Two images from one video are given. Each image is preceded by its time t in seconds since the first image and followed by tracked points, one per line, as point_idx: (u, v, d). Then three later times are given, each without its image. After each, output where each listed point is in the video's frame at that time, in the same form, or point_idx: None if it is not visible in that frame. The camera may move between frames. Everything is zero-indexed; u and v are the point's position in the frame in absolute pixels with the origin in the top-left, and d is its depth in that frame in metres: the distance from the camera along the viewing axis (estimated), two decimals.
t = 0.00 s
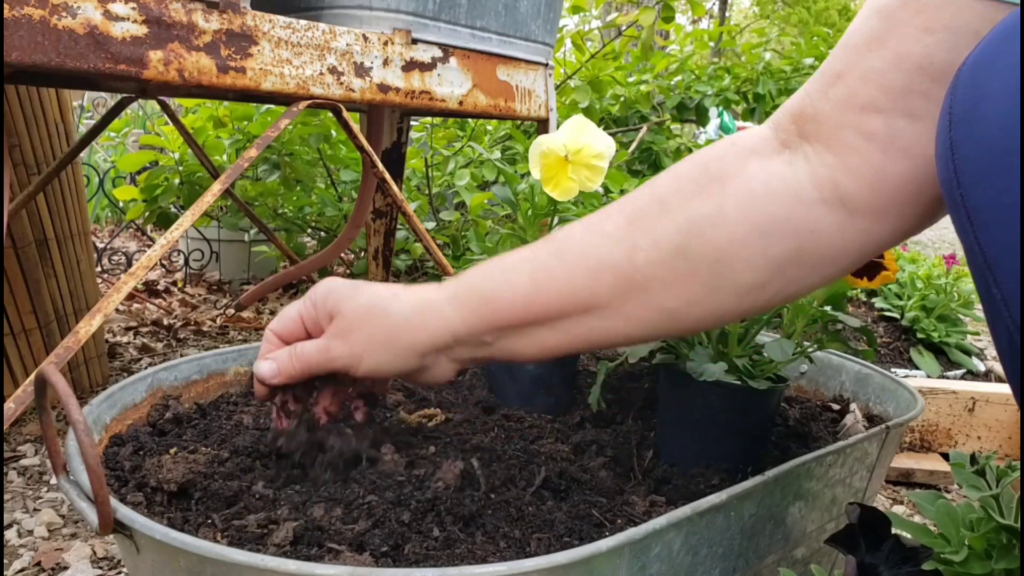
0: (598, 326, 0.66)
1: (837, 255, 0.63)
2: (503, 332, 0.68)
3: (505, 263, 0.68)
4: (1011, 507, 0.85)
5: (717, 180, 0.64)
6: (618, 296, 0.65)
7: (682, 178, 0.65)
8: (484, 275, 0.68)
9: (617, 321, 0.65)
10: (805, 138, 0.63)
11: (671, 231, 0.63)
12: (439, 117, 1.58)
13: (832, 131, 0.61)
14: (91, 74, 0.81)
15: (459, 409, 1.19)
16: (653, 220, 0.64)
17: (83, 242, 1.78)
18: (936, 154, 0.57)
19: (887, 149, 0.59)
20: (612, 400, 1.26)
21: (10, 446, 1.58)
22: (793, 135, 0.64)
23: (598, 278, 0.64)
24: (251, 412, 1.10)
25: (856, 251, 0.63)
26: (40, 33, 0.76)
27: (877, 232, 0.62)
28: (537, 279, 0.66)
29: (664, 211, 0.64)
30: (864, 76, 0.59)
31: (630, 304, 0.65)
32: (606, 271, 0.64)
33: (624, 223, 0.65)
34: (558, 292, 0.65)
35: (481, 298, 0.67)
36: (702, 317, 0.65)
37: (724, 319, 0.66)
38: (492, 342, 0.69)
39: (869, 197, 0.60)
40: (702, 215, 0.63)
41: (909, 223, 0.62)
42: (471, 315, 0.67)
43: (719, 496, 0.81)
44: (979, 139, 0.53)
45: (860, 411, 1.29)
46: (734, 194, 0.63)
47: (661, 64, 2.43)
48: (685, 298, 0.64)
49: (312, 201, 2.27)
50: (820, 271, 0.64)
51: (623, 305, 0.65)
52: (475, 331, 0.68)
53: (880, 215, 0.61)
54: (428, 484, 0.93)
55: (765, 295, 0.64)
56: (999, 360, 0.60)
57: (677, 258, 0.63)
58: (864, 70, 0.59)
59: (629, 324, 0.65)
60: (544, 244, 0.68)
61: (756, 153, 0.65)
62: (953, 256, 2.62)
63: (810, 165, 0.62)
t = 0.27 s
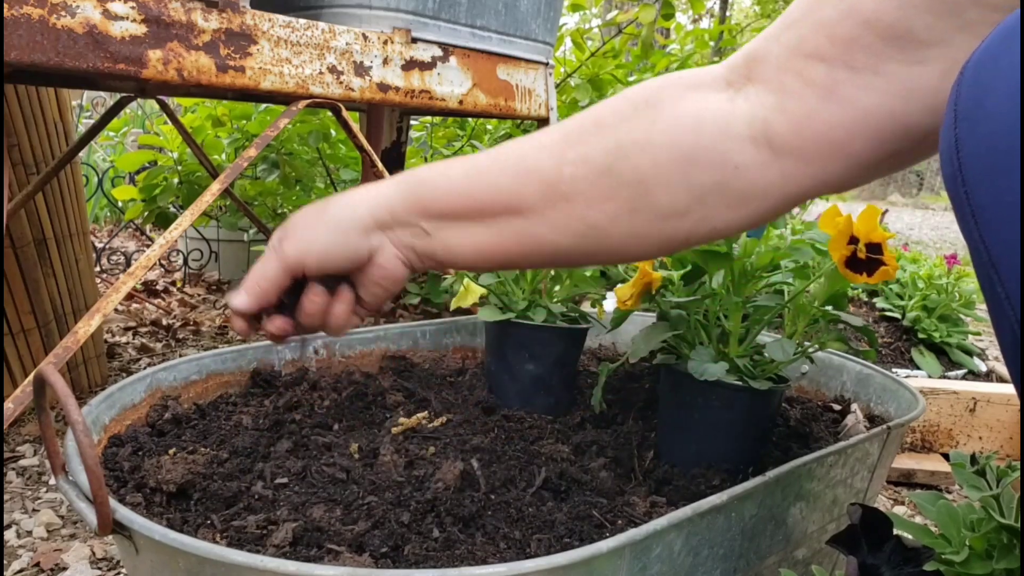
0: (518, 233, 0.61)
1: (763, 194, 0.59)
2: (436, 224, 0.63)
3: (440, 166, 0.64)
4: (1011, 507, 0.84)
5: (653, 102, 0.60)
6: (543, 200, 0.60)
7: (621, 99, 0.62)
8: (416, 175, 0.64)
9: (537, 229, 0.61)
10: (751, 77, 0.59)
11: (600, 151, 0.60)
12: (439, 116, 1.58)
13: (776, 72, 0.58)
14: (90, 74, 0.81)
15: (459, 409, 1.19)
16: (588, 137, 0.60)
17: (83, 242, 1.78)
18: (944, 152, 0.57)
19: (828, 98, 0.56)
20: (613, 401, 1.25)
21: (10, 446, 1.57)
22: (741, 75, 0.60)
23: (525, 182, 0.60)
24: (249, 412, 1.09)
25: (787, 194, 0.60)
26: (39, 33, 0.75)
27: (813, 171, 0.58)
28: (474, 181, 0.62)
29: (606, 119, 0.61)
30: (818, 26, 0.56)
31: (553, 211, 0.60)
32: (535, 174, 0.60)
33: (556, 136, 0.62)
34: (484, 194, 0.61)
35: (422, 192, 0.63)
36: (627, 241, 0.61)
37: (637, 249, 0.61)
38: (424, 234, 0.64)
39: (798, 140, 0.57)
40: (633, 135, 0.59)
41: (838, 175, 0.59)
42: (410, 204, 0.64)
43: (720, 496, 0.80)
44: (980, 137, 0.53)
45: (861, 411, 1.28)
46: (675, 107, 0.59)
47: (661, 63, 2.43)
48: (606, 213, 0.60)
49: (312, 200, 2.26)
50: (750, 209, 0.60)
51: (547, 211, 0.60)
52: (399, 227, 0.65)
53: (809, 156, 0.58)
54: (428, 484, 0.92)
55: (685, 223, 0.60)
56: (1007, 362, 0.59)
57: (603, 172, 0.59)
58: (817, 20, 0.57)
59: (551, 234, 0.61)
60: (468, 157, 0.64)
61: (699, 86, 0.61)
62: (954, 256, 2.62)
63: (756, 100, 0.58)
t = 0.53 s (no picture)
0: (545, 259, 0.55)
1: (799, 202, 0.53)
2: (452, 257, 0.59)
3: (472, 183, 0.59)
4: (1010, 507, 0.85)
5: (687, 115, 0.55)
6: (578, 219, 0.54)
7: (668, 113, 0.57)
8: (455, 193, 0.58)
9: (573, 248, 0.55)
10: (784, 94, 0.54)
11: (630, 154, 0.54)
12: (439, 117, 1.59)
13: (804, 86, 0.53)
14: (91, 75, 0.81)
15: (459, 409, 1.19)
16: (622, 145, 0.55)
17: (83, 242, 1.78)
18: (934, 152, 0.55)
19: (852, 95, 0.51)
20: (613, 400, 1.26)
21: (10, 446, 1.58)
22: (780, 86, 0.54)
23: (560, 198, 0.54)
24: (250, 411, 1.10)
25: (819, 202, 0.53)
26: (41, 33, 0.76)
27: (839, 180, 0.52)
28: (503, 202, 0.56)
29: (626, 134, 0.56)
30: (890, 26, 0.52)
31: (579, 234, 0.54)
32: (571, 187, 0.55)
33: (595, 154, 0.56)
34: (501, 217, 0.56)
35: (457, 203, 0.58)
36: (666, 260, 0.54)
37: (689, 274, 0.55)
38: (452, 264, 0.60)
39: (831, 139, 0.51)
40: (664, 145, 0.53)
41: (882, 187, 0.53)
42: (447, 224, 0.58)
43: (719, 496, 0.81)
44: (975, 138, 0.52)
45: (860, 411, 1.29)
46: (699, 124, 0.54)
47: (661, 64, 2.43)
48: (642, 230, 0.53)
49: (312, 200, 2.27)
50: (778, 221, 0.53)
51: (579, 231, 0.54)
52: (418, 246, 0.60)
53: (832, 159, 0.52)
54: (428, 484, 0.93)
55: (719, 239, 0.53)
56: (1005, 364, 0.59)
57: (637, 184, 0.53)
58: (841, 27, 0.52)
59: (586, 252, 0.54)
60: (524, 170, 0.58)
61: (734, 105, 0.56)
62: (953, 256, 2.62)
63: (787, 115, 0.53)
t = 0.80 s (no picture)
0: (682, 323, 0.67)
1: (909, 269, 0.65)
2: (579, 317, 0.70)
3: (598, 249, 0.69)
4: (1011, 507, 0.85)
5: (807, 182, 0.66)
6: (700, 294, 0.66)
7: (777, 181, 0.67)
8: (584, 258, 0.68)
9: (704, 318, 0.67)
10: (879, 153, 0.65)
11: (757, 233, 0.65)
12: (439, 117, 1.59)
13: (895, 150, 0.63)
14: (91, 74, 0.81)
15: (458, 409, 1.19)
16: (739, 220, 0.66)
17: (84, 242, 1.78)
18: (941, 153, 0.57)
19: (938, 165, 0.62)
20: (613, 400, 1.25)
21: (10, 446, 1.58)
22: (866, 152, 0.66)
23: (681, 277, 0.65)
24: (250, 411, 1.09)
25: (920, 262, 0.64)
26: (40, 33, 0.76)
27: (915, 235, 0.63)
28: (626, 263, 0.67)
29: (737, 206, 0.67)
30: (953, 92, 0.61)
31: (712, 303, 0.66)
32: (685, 267, 0.65)
33: (714, 229, 0.66)
34: (631, 289, 0.66)
35: (573, 273, 0.68)
36: (788, 319, 0.67)
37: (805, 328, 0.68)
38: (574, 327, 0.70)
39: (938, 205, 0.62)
40: (790, 224, 0.65)
41: (960, 241, 0.64)
42: (559, 299, 0.68)
43: (719, 496, 0.80)
44: (980, 136, 0.54)
45: (860, 411, 1.29)
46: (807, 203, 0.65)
47: (661, 63, 2.43)
48: (765, 301, 0.66)
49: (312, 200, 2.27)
50: (882, 279, 0.65)
51: (706, 304, 0.66)
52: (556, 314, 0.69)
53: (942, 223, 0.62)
54: (428, 484, 0.93)
55: (844, 301, 0.66)
56: (1006, 364, 0.59)
57: (761, 262, 0.65)
58: (913, 90, 0.63)
59: (714, 322, 0.67)
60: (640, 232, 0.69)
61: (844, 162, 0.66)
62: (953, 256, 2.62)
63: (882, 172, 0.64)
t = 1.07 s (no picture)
0: (525, 178, 0.68)
1: (757, 159, 0.66)
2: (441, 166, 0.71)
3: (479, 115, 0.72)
4: (1010, 507, 0.85)
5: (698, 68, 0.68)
6: (542, 144, 0.68)
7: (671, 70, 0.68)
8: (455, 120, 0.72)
9: (538, 171, 0.68)
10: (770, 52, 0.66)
11: (634, 102, 0.67)
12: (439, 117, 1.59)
13: (785, 50, 0.64)
14: (91, 74, 0.81)
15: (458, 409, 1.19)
16: (631, 89, 0.68)
17: (83, 242, 1.78)
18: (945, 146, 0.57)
19: (829, 66, 0.62)
20: (613, 401, 1.25)
21: (10, 446, 1.58)
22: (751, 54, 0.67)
23: (530, 126, 0.69)
24: (250, 410, 1.09)
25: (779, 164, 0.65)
26: (40, 33, 0.76)
27: (759, 133, 0.65)
28: (491, 123, 0.70)
29: (620, 87, 0.68)
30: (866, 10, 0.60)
31: (552, 158, 0.68)
32: (548, 129, 0.68)
33: (573, 100, 0.70)
34: (496, 135, 0.69)
35: (439, 134, 0.71)
36: (618, 186, 0.67)
37: (632, 203, 0.68)
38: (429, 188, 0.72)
39: (803, 107, 0.63)
40: (641, 94, 0.67)
41: (854, 142, 0.64)
42: (424, 140, 0.71)
43: (719, 496, 0.80)
44: (981, 135, 0.54)
45: (860, 411, 1.29)
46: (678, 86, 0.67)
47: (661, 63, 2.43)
48: (603, 162, 0.67)
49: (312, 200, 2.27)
50: (722, 165, 0.66)
51: (546, 156, 0.68)
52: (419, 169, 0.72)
53: (804, 122, 0.64)
54: (428, 484, 0.93)
55: (675, 179, 0.66)
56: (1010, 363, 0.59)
57: (601, 123, 0.67)
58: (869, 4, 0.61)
59: (548, 176, 0.68)
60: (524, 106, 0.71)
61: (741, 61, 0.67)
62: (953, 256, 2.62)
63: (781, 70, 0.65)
